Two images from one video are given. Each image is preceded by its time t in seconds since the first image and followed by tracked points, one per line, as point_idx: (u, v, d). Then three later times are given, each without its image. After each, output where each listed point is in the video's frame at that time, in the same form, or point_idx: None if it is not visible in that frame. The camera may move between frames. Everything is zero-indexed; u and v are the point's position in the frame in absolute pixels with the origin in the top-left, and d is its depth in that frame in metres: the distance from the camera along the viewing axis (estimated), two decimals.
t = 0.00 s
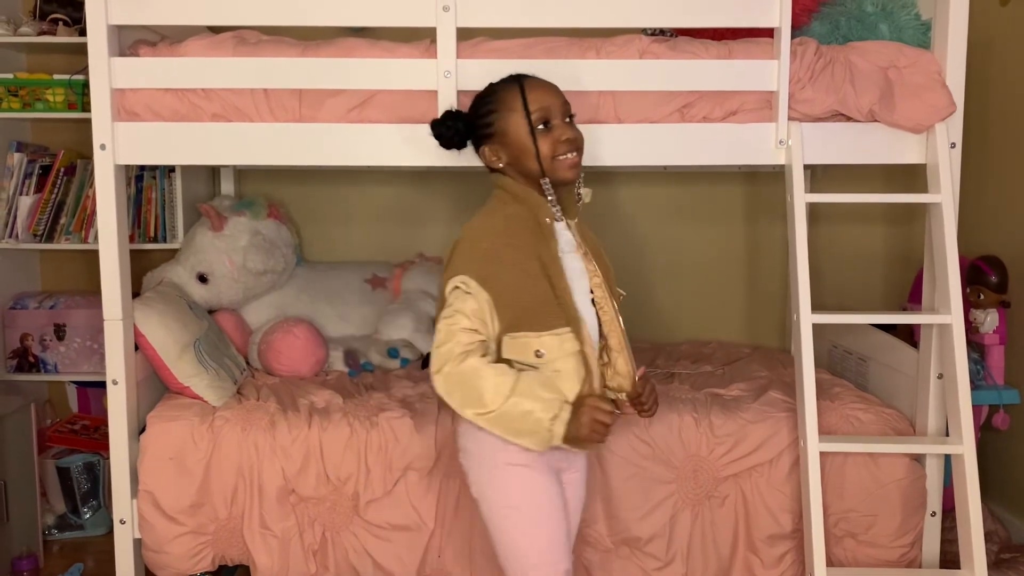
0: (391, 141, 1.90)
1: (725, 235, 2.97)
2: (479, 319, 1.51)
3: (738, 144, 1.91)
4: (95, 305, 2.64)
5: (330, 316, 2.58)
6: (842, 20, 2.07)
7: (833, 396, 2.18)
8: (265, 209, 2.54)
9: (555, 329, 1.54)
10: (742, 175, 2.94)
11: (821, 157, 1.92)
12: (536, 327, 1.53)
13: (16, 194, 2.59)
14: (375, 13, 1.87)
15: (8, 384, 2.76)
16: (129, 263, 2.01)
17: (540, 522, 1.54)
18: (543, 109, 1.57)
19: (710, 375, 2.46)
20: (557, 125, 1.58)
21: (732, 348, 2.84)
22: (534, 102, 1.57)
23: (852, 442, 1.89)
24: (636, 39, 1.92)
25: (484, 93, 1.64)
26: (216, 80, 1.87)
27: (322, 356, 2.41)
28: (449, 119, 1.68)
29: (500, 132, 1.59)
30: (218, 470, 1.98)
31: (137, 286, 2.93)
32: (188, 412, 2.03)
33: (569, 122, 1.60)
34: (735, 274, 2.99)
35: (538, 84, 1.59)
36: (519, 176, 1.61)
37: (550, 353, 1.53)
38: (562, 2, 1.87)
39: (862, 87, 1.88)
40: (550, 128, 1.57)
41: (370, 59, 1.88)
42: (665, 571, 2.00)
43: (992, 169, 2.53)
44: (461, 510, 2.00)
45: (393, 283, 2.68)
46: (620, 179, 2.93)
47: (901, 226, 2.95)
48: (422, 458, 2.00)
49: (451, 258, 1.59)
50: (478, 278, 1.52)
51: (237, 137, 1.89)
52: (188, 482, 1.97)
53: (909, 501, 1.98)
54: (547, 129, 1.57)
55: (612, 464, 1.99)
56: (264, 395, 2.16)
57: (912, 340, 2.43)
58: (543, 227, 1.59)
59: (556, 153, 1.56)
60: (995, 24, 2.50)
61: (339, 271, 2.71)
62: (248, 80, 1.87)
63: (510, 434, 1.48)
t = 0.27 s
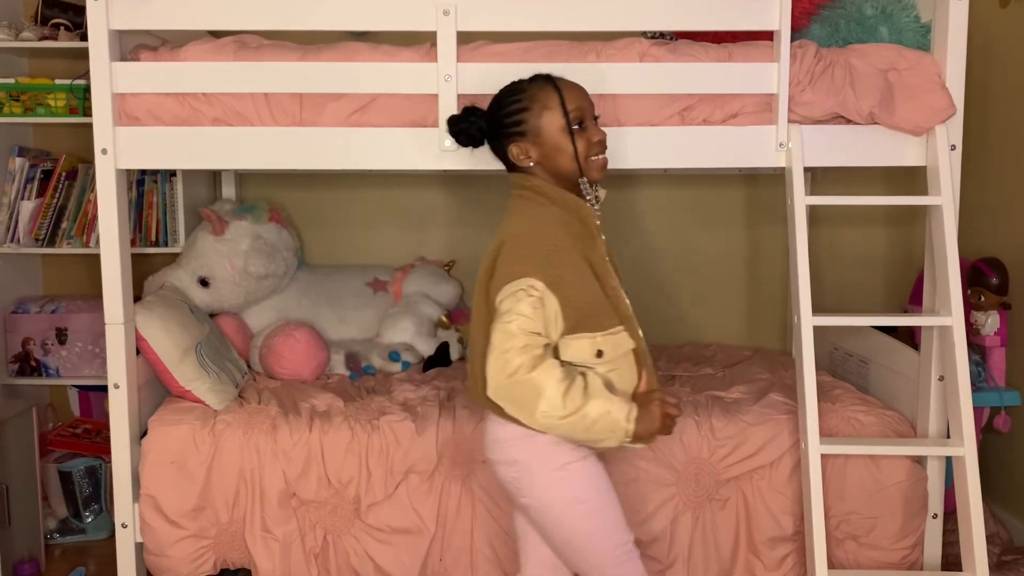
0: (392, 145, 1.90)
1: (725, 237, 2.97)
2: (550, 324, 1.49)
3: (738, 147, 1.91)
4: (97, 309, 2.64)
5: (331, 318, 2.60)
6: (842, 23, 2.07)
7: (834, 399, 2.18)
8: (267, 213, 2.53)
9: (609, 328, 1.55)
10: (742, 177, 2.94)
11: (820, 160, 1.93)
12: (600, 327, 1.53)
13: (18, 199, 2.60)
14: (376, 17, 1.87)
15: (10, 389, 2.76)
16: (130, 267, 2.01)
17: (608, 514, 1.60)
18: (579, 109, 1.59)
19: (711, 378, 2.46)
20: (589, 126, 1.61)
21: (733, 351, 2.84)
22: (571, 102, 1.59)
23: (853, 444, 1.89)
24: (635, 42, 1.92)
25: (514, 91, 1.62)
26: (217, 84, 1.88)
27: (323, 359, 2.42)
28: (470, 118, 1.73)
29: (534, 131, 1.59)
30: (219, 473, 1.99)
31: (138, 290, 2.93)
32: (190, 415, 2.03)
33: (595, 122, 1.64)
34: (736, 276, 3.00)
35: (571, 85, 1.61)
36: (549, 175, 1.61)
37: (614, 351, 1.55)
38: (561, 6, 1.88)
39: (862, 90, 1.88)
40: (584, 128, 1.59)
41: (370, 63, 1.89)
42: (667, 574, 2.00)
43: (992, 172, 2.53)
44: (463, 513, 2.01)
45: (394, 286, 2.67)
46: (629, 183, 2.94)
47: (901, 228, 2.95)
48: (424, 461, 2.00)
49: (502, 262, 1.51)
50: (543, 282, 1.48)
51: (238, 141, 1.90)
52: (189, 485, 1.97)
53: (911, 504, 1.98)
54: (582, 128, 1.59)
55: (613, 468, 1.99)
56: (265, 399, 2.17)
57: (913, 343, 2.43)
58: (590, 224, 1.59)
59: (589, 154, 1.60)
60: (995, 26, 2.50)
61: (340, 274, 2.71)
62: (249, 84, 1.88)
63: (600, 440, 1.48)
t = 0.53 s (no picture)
0: (387, 149, 1.90)
1: (723, 238, 2.98)
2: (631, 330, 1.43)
3: (734, 148, 1.91)
4: (94, 314, 2.64)
5: (328, 322, 2.59)
6: (836, 24, 2.08)
7: (832, 399, 2.18)
8: (263, 218, 2.53)
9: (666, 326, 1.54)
10: (739, 179, 2.94)
11: (816, 161, 1.93)
12: (661, 328, 1.51)
13: (14, 205, 2.59)
14: (370, 21, 1.87)
15: (7, 395, 2.76)
16: (126, 272, 2.01)
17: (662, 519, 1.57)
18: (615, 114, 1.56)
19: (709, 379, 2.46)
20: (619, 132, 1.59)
21: (732, 352, 2.84)
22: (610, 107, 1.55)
23: (850, 445, 1.89)
24: (630, 44, 1.92)
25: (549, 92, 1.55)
26: (212, 89, 1.88)
27: (320, 363, 2.41)
28: (499, 114, 1.58)
29: (573, 136, 1.53)
30: (217, 478, 1.98)
31: (136, 295, 2.93)
32: (187, 420, 2.03)
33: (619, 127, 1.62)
34: (733, 277, 3.00)
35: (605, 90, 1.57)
36: (580, 180, 1.56)
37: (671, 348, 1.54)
38: (555, 8, 1.87)
39: (857, 90, 1.89)
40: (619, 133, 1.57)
41: (365, 67, 1.89)
42: None
43: (988, 171, 2.53)
44: (461, 516, 2.01)
45: (390, 290, 2.70)
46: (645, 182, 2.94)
47: (898, 228, 2.95)
48: (421, 465, 2.00)
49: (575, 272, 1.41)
50: (624, 288, 1.42)
51: (234, 146, 1.90)
52: (186, 491, 1.97)
53: (908, 504, 1.98)
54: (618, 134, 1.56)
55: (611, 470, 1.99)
56: (263, 403, 2.17)
57: (911, 342, 2.43)
58: (639, 228, 1.55)
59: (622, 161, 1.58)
60: (990, 25, 2.50)
61: (337, 279, 2.73)
62: (244, 89, 1.88)
63: (682, 440, 1.47)
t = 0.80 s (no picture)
0: (382, 149, 1.90)
1: (719, 236, 2.98)
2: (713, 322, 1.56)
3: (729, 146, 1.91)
4: (90, 317, 2.64)
5: (325, 324, 2.60)
6: (831, 21, 2.08)
7: (829, 397, 2.18)
8: (259, 219, 2.53)
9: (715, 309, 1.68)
10: (734, 177, 2.94)
11: (811, 159, 1.93)
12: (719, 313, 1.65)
13: (9, 209, 2.59)
14: (364, 21, 1.87)
15: (4, 399, 2.75)
16: (123, 275, 2.00)
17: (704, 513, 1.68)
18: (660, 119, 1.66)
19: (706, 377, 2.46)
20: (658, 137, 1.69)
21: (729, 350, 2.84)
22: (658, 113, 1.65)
23: (848, 442, 1.89)
24: (625, 43, 1.92)
25: (607, 96, 1.61)
26: (207, 91, 1.88)
27: (318, 364, 2.41)
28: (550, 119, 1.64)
29: (631, 140, 1.60)
30: (215, 480, 1.98)
31: (132, 298, 2.92)
32: (184, 423, 2.03)
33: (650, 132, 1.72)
34: (730, 276, 3.00)
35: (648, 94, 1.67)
36: (629, 181, 1.64)
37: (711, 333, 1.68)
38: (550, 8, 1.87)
39: (852, 88, 1.88)
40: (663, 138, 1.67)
41: (360, 67, 1.88)
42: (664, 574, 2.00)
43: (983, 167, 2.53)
44: (460, 516, 2.01)
45: (387, 291, 2.70)
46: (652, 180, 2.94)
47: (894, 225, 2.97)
48: (419, 465, 1.99)
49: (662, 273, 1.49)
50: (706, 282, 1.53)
51: (229, 148, 1.89)
52: (185, 493, 1.97)
53: (906, 500, 1.98)
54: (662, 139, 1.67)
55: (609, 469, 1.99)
56: (260, 405, 2.16)
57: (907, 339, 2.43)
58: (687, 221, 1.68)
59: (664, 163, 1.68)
60: (984, 21, 2.51)
61: (333, 280, 2.73)
62: (238, 91, 1.88)
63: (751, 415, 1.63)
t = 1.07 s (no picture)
0: (379, 150, 1.90)
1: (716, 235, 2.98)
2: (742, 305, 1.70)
3: (726, 144, 1.91)
4: (88, 319, 2.64)
5: (323, 324, 2.60)
6: (826, 19, 2.07)
7: (827, 394, 2.18)
8: (256, 220, 2.53)
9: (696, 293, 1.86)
10: (730, 175, 2.95)
11: (807, 157, 1.93)
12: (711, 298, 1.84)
13: (6, 211, 2.59)
14: (360, 22, 1.87)
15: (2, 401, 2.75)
16: (120, 277, 2.00)
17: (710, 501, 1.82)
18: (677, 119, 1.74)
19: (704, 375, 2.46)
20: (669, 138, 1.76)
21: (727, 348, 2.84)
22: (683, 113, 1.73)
23: (846, 439, 1.89)
24: (621, 42, 1.92)
25: (648, 95, 1.63)
26: (203, 92, 1.88)
27: (317, 365, 2.41)
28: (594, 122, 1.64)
29: (673, 138, 1.65)
30: (214, 481, 1.98)
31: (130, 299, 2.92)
32: (183, 424, 2.03)
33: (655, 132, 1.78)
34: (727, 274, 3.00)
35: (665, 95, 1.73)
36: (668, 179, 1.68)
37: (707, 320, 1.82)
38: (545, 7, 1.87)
39: (848, 85, 1.88)
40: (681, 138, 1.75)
41: (356, 68, 1.88)
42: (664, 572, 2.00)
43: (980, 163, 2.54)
44: (459, 516, 2.01)
45: (385, 291, 2.70)
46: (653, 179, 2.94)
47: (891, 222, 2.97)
48: (418, 465, 2.00)
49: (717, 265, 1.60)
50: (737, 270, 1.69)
51: (226, 149, 1.89)
52: (184, 495, 1.97)
53: (904, 497, 1.99)
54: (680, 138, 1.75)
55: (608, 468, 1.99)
56: (258, 406, 2.16)
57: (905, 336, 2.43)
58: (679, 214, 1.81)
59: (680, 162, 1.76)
60: (979, 17, 2.51)
61: (332, 280, 2.73)
62: (234, 92, 1.88)
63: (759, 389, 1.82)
